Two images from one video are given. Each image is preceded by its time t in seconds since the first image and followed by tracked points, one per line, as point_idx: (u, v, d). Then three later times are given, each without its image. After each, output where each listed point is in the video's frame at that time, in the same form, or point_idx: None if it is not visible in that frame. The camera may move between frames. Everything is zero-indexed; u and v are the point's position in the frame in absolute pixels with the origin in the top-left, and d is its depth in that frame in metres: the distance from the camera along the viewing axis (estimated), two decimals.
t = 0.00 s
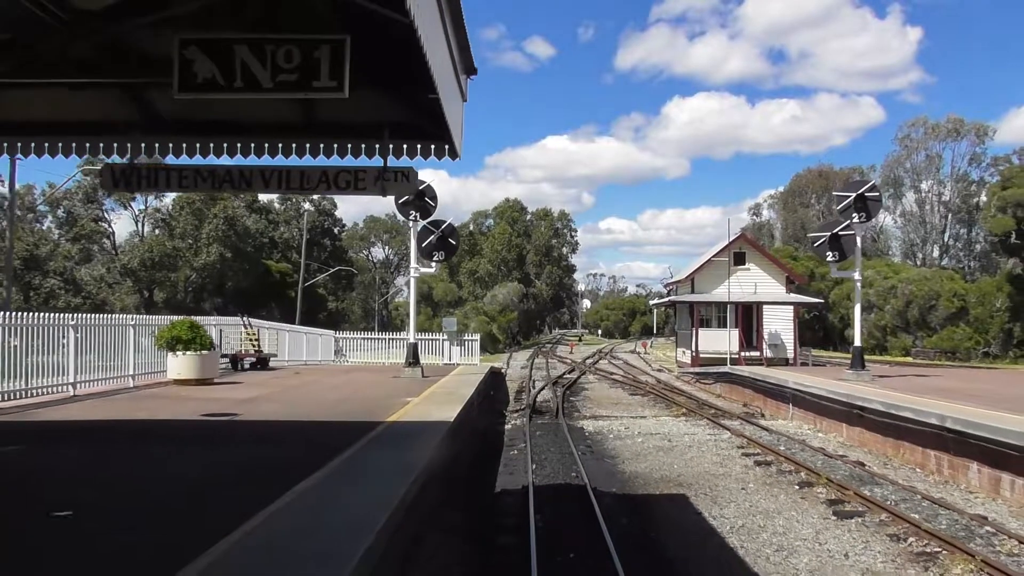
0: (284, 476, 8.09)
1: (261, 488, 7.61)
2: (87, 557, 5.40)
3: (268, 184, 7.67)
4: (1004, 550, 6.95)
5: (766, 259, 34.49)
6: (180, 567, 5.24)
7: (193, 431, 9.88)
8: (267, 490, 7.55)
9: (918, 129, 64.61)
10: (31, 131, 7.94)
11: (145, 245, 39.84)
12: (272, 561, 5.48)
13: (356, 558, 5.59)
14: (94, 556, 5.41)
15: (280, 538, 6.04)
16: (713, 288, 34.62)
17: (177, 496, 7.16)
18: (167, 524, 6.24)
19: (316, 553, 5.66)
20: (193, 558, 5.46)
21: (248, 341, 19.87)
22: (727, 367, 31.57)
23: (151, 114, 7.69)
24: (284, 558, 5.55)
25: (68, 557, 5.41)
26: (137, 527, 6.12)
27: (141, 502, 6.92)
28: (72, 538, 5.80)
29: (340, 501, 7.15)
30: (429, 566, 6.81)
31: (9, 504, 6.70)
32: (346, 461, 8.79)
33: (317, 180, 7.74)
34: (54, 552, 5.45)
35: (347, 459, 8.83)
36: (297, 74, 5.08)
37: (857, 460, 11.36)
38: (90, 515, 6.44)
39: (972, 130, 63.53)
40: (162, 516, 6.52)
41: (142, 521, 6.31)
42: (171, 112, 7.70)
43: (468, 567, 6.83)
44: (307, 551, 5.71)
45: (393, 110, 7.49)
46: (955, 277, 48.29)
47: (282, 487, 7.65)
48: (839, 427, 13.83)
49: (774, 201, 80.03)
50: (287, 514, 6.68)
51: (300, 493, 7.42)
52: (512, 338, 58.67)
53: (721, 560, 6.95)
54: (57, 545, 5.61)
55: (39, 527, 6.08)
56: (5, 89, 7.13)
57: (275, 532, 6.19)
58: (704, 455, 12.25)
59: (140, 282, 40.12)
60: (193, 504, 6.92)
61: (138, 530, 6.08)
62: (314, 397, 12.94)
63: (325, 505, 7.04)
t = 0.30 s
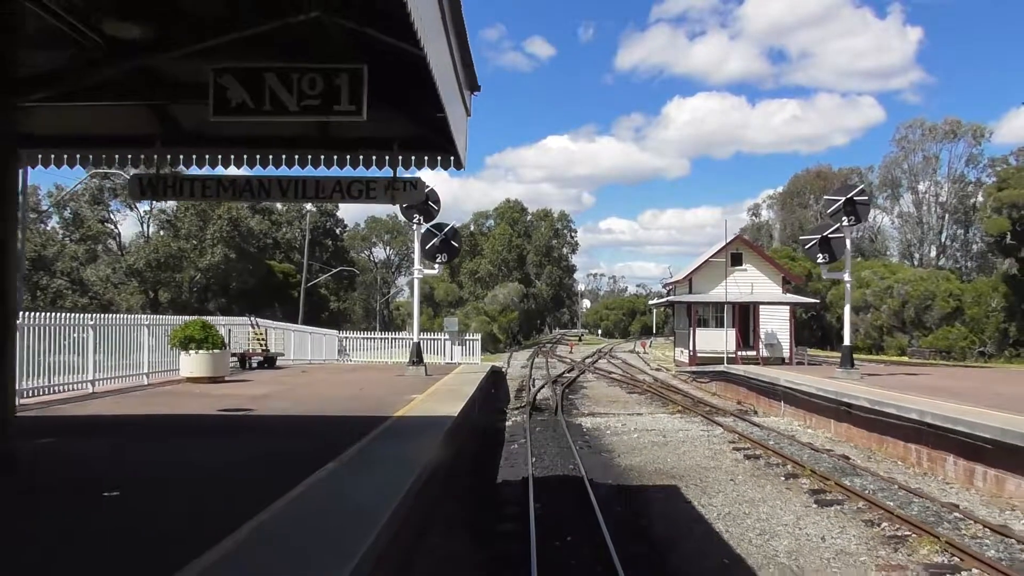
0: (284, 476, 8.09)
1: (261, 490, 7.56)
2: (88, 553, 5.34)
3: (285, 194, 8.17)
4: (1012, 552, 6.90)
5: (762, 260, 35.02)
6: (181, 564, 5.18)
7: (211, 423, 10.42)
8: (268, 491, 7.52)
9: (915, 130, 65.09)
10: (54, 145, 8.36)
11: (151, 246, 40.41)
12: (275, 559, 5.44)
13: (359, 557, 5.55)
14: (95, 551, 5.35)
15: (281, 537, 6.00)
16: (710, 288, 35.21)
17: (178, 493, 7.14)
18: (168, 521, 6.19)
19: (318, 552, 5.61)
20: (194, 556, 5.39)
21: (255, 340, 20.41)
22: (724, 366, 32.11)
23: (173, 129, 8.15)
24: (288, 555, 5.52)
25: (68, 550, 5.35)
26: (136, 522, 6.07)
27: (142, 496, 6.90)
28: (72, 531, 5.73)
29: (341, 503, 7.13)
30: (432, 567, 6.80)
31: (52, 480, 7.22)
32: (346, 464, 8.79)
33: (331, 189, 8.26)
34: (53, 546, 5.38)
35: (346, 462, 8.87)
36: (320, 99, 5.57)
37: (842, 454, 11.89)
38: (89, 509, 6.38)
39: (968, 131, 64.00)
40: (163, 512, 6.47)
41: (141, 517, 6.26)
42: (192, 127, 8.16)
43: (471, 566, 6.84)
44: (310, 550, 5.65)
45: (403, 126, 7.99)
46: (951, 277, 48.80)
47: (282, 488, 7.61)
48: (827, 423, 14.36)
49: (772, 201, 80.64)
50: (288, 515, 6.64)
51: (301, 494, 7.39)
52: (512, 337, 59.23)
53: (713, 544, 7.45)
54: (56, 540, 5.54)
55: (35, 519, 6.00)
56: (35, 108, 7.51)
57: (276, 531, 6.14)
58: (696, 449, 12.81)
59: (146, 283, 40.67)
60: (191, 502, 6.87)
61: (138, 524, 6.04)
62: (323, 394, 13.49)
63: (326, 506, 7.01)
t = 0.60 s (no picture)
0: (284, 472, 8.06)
1: (262, 485, 7.49)
2: (94, 542, 5.29)
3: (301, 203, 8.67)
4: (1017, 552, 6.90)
5: (759, 261, 35.60)
6: (188, 557, 5.12)
7: (229, 415, 11.01)
8: (271, 486, 7.47)
9: (912, 132, 65.62)
10: (86, 155, 8.90)
11: (157, 247, 41.00)
12: (282, 554, 5.40)
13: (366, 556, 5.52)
14: (101, 542, 5.29)
15: (287, 532, 5.96)
16: (707, 289, 35.81)
17: (178, 486, 7.07)
18: (172, 513, 6.13)
19: (325, 549, 5.58)
20: (199, 549, 5.31)
21: (263, 340, 20.99)
22: (721, 366, 32.67)
23: (196, 142, 8.68)
24: (295, 551, 5.48)
25: (75, 538, 5.35)
26: (139, 512, 5.99)
27: (143, 488, 6.83)
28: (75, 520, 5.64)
29: (343, 501, 7.09)
30: (436, 567, 6.81)
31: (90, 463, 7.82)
32: (343, 464, 8.76)
33: (344, 199, 8.79)
34: (57, 535, 5.30)
35: (344, 461, 8.87)
36: (339, 120, 6.24)
37: (828, 448, 12.46)
38: (90, 494, 6.30)
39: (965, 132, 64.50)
40: (164, 503, 6.40)
41: (144, 507, 6.19)
42: (213, 140, 8.74)
43: (477, 565, 6.85)
44: (316, 546, 5.62)
45: (411, 139, 8.55)
46: (946, 278, 49.32)
47: (283, 484, 7.56)
48: (816, 419, 14.93)
49: (771, 202, 81.27)
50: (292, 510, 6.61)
51: (303, 491, 7.34)
52: (513, 337, 59.82)
53: (700, 529, 7.99)
54: (60, 528, 5.48)
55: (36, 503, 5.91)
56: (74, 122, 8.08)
57: (281, 526, 6.09)
58: (689, 444, 13.39)
59: (152, 283, 41.23)
60: (192, 494, 6.81)
61: (143, 515, 5.98)
62: (332, 390, 14.08)
63: (327, 503, 6.97)
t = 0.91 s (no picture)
0: (288, 470, 8.10)
1: (264, 482, 7.53)
2: (97, 540, 5.36)
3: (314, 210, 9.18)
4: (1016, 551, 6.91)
5: (755, 262, 36.18)
6: (190, 554, 5.18)
7: (244, 411, 11.56)
8: (276, 482, 7.51)
9: (909, 133, 66.22)
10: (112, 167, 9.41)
11: (161, 249, 41.53)
12: (285, 550, 5.44)
13: (367, 553, 5.53)
14: (104, 539, 5.35)
15: (289, 528, 6.00)
16: (704, 289, 36.42)
17: (205, 475, 7.47)
18: (174, 511, 6.18)
19: (326, 544, 5.61)
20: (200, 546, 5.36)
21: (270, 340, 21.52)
22: (718, 365, 33.22)
23: (217, 155, 9.19)
24: (296, 546, 5.52)
25: (104, 525, 5.69)
26: (144, 511, 6.06)
27: (150, 484, 6.92)
28: (80, 520, 5.71)
29: (347, 498, 7.14)
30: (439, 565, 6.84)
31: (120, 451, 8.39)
32: (346, 462, 8.79)
33: (354, 206, 9.31)
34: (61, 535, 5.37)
35: (346, 459, 8.90)
36: (354, 139, 6.80)
37: (815, 442, 13.02)
38: (95, 495, 6.38)
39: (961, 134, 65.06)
40: (168, 501, 6.45)
41: (149, 506, 6.25)
42: (233, 152, 9.22)
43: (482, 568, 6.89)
44: (317, 543, 5.63)
45: (417, 152, 9.11)
46: (942, 278, 49.85)
47: (287, 481, 7.58)
48: (805, 416, 15.50)
49: (769, 204, 81.82)
50: (296, 507, 6.65)
51: (306, 488, 7.38)
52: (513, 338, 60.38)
53: (687, 518, 8.52)
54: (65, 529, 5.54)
55: (49, 503, 6.09)
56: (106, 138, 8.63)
57: (283, 523, 6.12)
58: (683, 439, 13.96)
59: (157, 285, 41.73)
60: (196, 490, 6.90)
61: (146, 513, 6.04)
62: (339, 388, 14.65)
63: (331, 500, 6.99)
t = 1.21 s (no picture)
0: (289, 468, 8.11)
1: (265, 481, 7.52)
2: (94, 547, 5.37)
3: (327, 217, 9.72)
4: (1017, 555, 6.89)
5: (752, 263, 36.77)
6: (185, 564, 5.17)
7: (257, 406, 12.16)
8: (276, 482, 7.51)
9: (907, 135, 66.78)
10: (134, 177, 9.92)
11: (167, 250, 42.02)
12: (281, 560, 5.42)
13: (372, 552, 5.78)
14: (102, 547, 5.37)
15: (284, 536, 5.99)
16: (702, 290, 37.06)
17: (230, 464, 8.02)
18: (173, 515, 6.20)
19: (322, 552, 5.59)
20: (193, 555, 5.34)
21: (277, 339, 22.11)
22: (715, 364, 33.78)
23: (236, 165, 9.72)
24: (293, 555, 5.51)
25: (133, 516, 6.13)
26: (142, 516, 6.09)
27: (151, 483, 6.98)
28: (78, 526, 5.75)
29: (347, 500, 7.13)
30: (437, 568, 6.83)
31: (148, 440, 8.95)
32: (347, 462, 8.78)
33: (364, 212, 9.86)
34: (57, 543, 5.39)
35: (347, 459, 8.90)
36: (369, 153, 7.48)
37: (803, 437, 13.60)
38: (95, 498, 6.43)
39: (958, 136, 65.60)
40: (168, 504, 6.48)
41: (148, 510, 6.27)
42: (251, 162, 9.77)
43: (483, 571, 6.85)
44: (320, 545, 5.77)
45: (425, 163, 9.69)
46: (937, 278, 50.37)
47: (287, 481, 7.57)
48: (796, 413, 16.09)
49: (768, 204, 82.33)
50: (295, 510, 6.64)
51: (306, 489, 7.38)
52: (513, 338, 60.99)
53: (676, 504, 9.18)
54: (64, 534, 5.59)
55: (66, 501, 6.35)
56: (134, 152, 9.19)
57: (280, 530, 6.12)
58: (676, 434, 14.54)
59: (163, 285, 42.26)
60: (196, 490, 6.93)
61: (144, 519, 6.05)
62: (346, 386, 15.23)
63: (329, 503, 6.97)
